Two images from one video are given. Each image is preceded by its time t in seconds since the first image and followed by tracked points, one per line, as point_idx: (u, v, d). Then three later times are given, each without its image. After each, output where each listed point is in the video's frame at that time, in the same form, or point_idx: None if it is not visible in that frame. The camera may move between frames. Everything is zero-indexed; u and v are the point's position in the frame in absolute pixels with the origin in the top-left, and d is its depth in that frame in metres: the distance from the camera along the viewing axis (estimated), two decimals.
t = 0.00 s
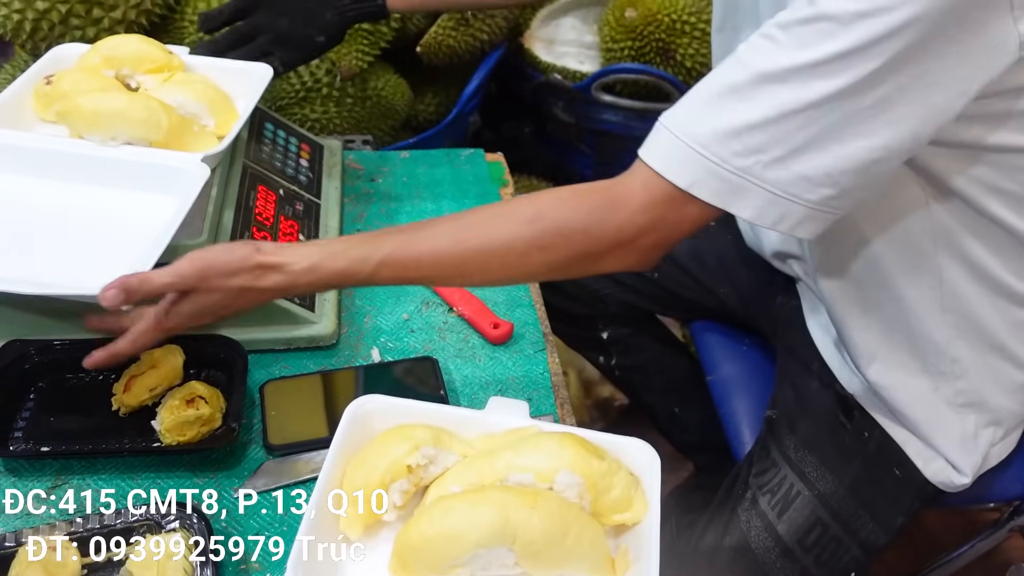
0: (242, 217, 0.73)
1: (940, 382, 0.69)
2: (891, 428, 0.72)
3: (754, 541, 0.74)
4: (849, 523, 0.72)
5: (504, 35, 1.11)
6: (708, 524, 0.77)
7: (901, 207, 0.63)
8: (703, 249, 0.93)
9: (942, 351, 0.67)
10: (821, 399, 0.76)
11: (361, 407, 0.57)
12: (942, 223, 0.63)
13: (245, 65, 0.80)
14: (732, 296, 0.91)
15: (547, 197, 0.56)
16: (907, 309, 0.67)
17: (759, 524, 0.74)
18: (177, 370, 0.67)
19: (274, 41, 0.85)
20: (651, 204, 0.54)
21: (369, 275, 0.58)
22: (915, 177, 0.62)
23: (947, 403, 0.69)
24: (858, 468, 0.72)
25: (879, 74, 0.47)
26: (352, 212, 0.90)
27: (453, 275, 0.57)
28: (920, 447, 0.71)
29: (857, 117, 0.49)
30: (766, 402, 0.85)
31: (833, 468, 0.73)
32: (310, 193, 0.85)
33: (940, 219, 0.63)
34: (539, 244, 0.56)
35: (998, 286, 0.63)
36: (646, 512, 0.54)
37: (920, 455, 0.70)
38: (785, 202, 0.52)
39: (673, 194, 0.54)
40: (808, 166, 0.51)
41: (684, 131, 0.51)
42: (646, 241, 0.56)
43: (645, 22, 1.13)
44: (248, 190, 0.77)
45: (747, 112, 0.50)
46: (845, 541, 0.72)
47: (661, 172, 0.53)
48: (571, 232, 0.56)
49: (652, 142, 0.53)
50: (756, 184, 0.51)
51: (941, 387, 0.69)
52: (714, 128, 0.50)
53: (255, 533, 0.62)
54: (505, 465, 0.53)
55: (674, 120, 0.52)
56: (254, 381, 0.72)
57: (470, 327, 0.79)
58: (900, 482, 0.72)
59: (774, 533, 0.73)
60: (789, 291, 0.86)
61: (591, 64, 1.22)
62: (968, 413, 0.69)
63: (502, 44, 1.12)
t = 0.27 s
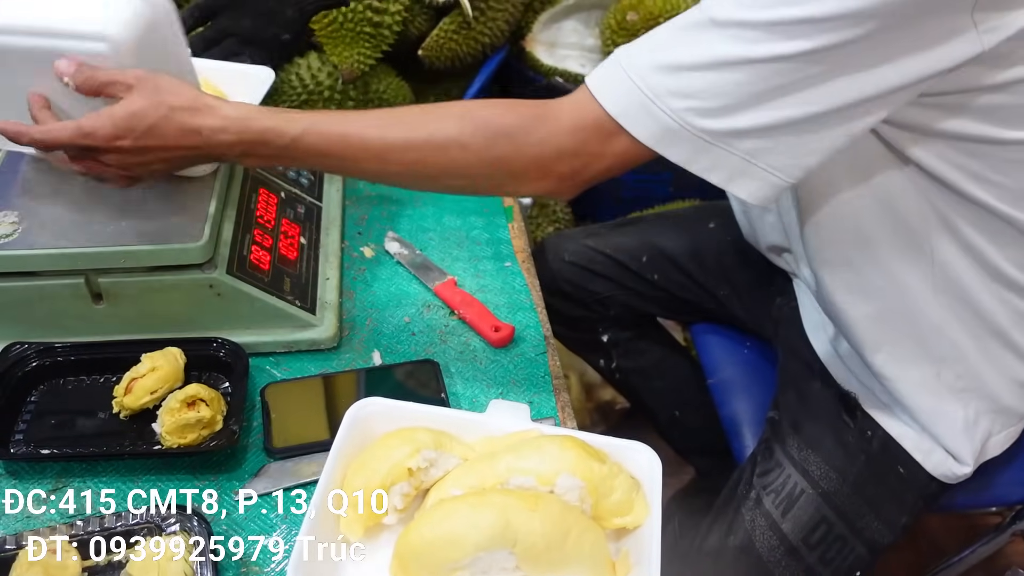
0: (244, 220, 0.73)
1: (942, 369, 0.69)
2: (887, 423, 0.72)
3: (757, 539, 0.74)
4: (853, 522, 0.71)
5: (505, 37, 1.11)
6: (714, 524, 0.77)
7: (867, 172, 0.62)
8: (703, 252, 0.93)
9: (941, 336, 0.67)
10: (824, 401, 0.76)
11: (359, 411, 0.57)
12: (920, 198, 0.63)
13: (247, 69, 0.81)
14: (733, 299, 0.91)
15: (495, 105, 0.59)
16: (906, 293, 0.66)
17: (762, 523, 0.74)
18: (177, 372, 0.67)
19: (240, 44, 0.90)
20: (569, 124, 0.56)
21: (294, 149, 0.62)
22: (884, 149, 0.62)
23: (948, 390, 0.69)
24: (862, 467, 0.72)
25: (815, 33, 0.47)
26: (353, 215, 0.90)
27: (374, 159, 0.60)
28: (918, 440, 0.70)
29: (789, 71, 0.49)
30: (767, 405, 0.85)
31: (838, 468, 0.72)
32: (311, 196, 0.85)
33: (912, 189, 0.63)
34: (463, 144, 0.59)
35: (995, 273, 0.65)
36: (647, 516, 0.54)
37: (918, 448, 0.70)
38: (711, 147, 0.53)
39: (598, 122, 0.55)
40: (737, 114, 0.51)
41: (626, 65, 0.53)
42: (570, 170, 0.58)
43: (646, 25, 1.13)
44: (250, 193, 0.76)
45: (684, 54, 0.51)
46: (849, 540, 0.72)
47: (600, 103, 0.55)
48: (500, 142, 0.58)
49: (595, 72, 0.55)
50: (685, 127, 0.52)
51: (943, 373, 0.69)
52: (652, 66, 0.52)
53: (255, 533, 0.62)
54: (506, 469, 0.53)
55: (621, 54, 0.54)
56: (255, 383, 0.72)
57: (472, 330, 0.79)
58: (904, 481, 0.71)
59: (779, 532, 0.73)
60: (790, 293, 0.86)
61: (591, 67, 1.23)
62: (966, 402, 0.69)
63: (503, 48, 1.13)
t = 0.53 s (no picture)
0: (241, 221, 0.73)
1: (938, 367, 0.69)
2: (880, 421, 0.71)
3: (750, 536, 0.73)
4: (848, 521, 0.71)
5: (504, 38, 1.12)
6: (706, 522, 0.77)
7: (861, 153, 0.61)
8: (701, 253, 0.93)
9: (939, 334, 0.67)
10: (823, 401, 0.76)
11: (352, 415, 0.56)
12: (917, 189, 0.63)
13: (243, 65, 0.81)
14: (731, 299, 0.91)
15: (498, 80, 0.62)
16: (905, 290, 0.66)
17: (755, 520, 0.73)
18: (174, 372, 0.67)
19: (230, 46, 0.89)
20: (551, 103, 0.59)
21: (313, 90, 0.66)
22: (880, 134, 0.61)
23: (945, 389, 0.69)
24: (857, 465, 0.71)
25: (798, 26, 0.49)
26: (351, 216, 0.90)
27: (380, 105, 0.64)
28: (913, 438, 0.70)
29: (773, 62, 0.51)
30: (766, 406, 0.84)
31: (833, 466, 0.72)
32: (309, 197, 0.85)
33: (908, 176, 0.62)
34: (454, 105, 0.62)
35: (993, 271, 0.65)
36: (644, 517, 0.53)
37: (914, 446, 0.69)
38: (697, 132, 0.56)
39: (584, 105, 0.58)
40: (723, 103, 0.54)
41: (616, 52, 0.55)
42: (548, 147, 0.62)
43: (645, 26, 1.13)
44: (248, 193, 0.76)
45: (671, 42, 0.53)
46: (843, 539, 0.71)
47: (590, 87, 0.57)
48: (485, 112, 0.62)
49: (587, 56, 0.57)
50: (673, 115, 0.55)
51: (940, 372, 0.69)
52: (641, 54, 0.54)
53: (255, 533, 0.62)
54: (503, 470, 0.53)
55: (612, 38, 0.56)
56: (252, 384, 0.72)
57: (468, 331, 0.78)
58: (900, 481, 0.70)
59: (771, 530, 0.72)
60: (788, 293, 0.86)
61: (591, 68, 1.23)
62: (963, 400, 0.69)
63: (502, 48, 1.12)
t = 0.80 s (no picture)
0: (241, 223, 0.73)
1: (940, 367, 0.69)
2: (881, 425, 0.71)
3: (748, 536, 0.73)
4: (847, 522, 0.71)
5: (504, 41, 1.12)
6: (704, 523, 0.77)
7: (867, 150, 0.61)
8: (700, 254, 0.93)
9: (941, 333, 0.67)
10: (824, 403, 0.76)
11: (354, 415, 0.57)
12: (922, 187, 0.63)
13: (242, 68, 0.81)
14: (730, 301, 0.91)
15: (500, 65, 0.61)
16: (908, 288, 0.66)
17: (754, 520, 0.73)
18: (174, 374, 0.67)
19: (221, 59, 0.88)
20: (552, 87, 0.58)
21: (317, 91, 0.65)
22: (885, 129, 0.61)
23: (945, 388, 0.69)
24: (857, 467, 0.71)
25: (817, 17, 0.49)
26: (351, 218, 0.90)
27: (384, 96, 0.63)
28: (914, 439, 0.69)
29: (778, 55, 0.51)
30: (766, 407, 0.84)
31: (832, 466, 0.72)
32: (309, 199, 0.85)
33: (913, 175, 0.62)
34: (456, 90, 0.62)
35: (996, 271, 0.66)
36: (645, 519, 0.54)
37: (915, 447, 0.69)
38: (695, 120, 0.56)
39: (588, 89, 0.58)
40: (729, 94, 0.54)
41: (624, 40, 0.55)
42: (552, 129, 0.60)
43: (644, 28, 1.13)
44: (248, 195, 0.76)
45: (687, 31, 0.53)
46: (841, 539, 0.71)
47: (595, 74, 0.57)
48: (490, 94, 0.61)
49: (594, 41, 0.57)
50: (674, 103, 0.55)
51: (941, 372, 0.69)
52: (648, 40, 0.54)
53: (255, 533, 0.62)
54: (504, 472, 0.53)
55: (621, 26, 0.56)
56: (253, 387, 0.72)
57: (469, 333, 0.78)
58: (899, 481, 0.70)
59: (769, 529, 0.72)
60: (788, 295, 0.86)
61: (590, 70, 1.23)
62: (963, 400, 0.69)
63: (503, 50, 1.12)
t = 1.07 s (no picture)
0: (241, 225, 0.73)
1: (949, 371, 0.69)
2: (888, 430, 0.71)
3: (756, 543, 0.73)
4: (854, 528, 0.71)
5: (504, 42, 1.11)
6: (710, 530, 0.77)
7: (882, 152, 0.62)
8: (699, 256, 0.93)
9: (951, 335, 0.68)
10: (825, 406, 0.76)
11: (353, 417, 0.56)
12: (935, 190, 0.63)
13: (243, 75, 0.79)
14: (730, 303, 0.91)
15: (516, 82, 0.61)
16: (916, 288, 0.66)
17: (761, 527, 0.73)
18: (174, 375, 0.67)
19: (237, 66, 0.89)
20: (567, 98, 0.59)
21: (329, 113, 0.64)
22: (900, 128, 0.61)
23: (955, 392, 0.69)
24: (863, 473, 0.71)
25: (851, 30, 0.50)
26: (351, 219, 0.90)
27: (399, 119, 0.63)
28: (921, 445, 0.69)
29: (807, 68, 0.52)
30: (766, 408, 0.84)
31: (839, 472, 0.72)
32: (309, 200, 0.85)
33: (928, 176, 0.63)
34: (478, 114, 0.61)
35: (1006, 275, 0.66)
36: (646, 520, 0.54)
37: (923, 453, 0.69)
38: (724, 133, 0.55)
39: (614, 104, 0.58)
40: (755, 107, 0.54)
41: (652, 53, 0.55)
42: (577, 147, 0.60)
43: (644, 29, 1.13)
44: (248, 196, 0.76)
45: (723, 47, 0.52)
46: (848, 547, 0.71)
47: (618, 83, 0.57)
48: (513, 117, 0.60)
49: (618, 54, 0.57)
50: (705, 119, 0.55)
51: (950, 376, 0.69)
52: (680, 57, 0.54)
53: (255, 533, 0.62)
54: (505, 473, 0.53)
55: (646, 38, 0.56)
56: (253, 388, 0.72)
57: (469, 334, 0.78)
58: (906, 488, 0.70)
59: (777, 536, 0.72)
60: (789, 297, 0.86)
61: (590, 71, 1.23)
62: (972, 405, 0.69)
63: (502, 52, 1.12)
